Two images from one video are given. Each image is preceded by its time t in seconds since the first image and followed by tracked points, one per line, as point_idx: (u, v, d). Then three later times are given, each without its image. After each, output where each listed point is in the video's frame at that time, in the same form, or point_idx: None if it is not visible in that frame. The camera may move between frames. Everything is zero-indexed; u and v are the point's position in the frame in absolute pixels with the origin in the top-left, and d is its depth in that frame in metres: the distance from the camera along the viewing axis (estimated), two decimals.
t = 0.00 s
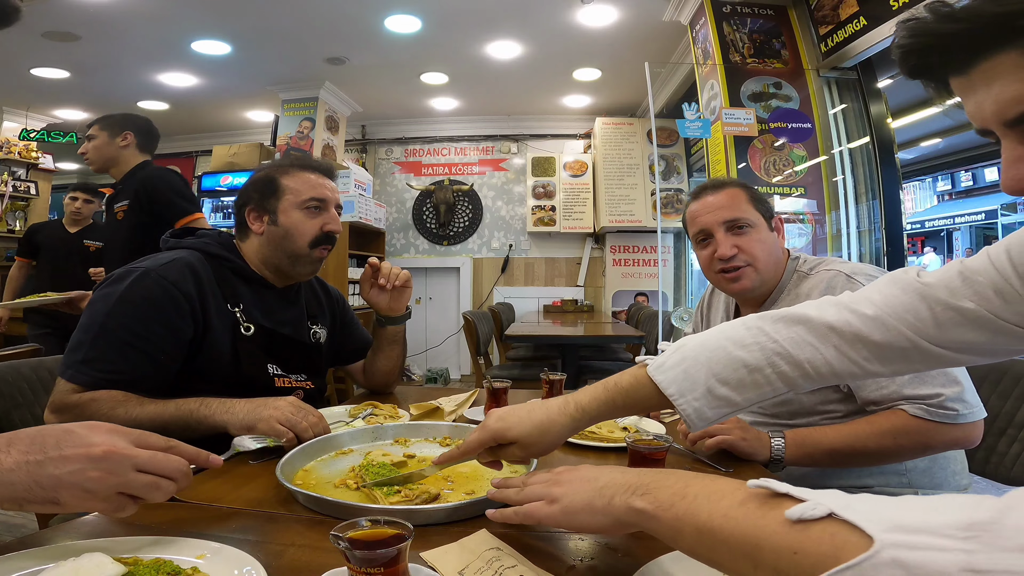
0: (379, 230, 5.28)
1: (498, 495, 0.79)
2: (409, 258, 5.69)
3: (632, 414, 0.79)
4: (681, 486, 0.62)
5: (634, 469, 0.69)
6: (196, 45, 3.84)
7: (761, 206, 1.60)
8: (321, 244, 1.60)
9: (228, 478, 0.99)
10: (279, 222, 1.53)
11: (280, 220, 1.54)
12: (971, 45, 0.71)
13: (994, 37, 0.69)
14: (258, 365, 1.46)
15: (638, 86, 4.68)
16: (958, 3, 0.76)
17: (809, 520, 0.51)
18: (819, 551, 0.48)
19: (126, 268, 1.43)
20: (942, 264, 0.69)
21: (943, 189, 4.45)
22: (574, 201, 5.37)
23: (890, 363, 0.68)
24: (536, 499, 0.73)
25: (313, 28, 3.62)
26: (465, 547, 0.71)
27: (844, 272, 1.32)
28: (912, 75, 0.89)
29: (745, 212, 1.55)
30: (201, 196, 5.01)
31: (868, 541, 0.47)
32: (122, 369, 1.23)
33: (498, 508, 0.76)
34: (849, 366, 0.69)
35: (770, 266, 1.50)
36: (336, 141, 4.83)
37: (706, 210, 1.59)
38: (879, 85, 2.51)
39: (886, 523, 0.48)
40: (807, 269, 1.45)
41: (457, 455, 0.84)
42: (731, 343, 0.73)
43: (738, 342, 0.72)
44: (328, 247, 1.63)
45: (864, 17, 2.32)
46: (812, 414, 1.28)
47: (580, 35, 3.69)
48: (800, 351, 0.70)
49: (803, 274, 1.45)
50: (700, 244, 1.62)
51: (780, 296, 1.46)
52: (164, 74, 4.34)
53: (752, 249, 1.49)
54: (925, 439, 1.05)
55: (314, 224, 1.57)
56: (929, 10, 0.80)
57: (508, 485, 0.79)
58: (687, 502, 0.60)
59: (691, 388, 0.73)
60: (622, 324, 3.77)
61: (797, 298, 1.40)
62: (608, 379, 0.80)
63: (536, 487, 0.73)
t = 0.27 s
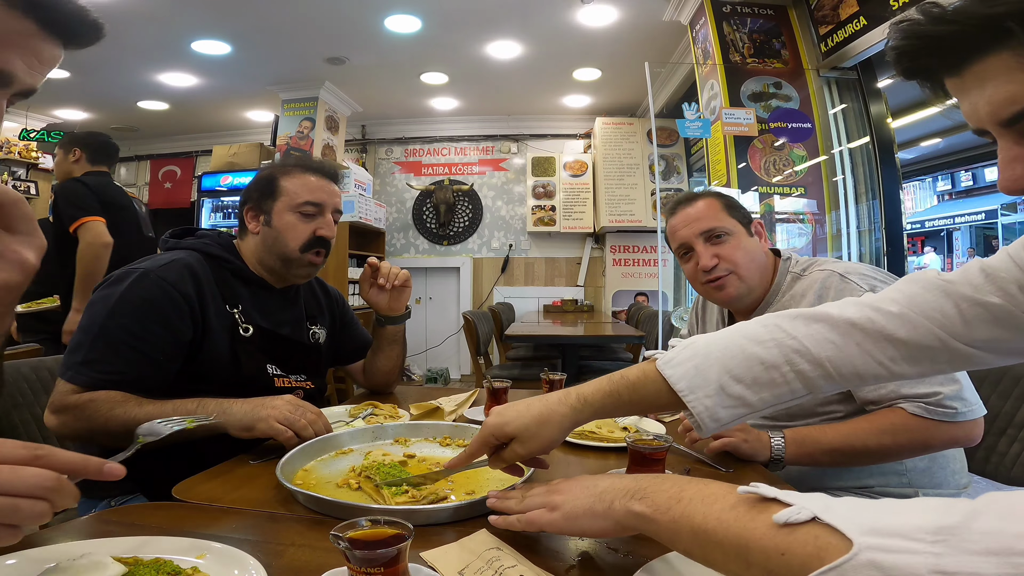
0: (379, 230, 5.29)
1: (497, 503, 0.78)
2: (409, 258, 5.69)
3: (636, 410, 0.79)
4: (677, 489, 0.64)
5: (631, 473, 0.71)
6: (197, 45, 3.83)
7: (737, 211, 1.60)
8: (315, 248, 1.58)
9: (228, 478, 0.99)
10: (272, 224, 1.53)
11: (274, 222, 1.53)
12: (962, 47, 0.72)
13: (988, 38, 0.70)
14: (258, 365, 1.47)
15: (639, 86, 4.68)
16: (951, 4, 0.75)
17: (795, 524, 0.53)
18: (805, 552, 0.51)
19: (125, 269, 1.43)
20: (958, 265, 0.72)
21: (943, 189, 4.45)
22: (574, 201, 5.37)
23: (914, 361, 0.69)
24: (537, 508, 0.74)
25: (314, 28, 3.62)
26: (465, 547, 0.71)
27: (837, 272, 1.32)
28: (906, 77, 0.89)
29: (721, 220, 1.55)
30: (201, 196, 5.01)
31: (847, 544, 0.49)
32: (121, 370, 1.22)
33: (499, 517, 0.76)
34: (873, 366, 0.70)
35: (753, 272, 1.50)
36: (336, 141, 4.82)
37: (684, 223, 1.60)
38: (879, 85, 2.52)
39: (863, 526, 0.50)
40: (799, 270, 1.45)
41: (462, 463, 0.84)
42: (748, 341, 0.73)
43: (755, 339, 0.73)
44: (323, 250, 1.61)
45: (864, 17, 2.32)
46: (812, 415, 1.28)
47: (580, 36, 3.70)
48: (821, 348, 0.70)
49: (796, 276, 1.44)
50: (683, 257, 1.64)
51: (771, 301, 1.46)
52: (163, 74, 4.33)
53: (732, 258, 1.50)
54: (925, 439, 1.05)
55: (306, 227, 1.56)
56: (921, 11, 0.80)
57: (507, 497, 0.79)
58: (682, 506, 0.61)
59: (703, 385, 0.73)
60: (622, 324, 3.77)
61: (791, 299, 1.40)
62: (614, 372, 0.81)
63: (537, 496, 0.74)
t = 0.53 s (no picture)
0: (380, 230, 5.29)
1: (500, 506, 0.78)
2: (409, 258, 5.69)
3: (672, 445, 0.76)
4: (689, 499, 0.64)
5: (640, 484, 0.71)
6: (197, 45, 3.84)
7: (718, 214, 1.59)
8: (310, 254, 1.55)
9: (228, 478, 0.99)
10: (270, 226, 1.52)
11: (272, 224, 1.52)
12: (1008, 32, 0.72)
13: None
14: (257, 365, 1.47)
15: (639, 86, 4.68)
16: None
17: (817, 527, 0.54)
18: (831, 555, 0.51)
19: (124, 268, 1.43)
20: None
21: (943, 189, 4.46)
22: (574, 201, 5.37)
23: (995, 379, 0.65)
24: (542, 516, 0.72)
25: (314, 28, 3.62)
26: (466, 547, 0.71)
27: (825, 267, 1.32)
28: (953, 66, 0.88)
29: (701, 224, 1.55)
30: (201, 196, 5.01)
31: (874, 546, 0.50)
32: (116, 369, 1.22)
33: (503, 524, 0.74)
34: (949, 385, 0.65)
35: (735, 276, 1.50)
36: (336, 141, 4.82)
37: (666, 228, 1.60)
38: (879, 85, 2.51)
39: (887, 527, 0.51)
40: (786, 268, 1.45)
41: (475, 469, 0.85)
42: (801, 366, 0.72)
43: (806, 362, 0.72)
44: (320, 257, 1.59)
45: (864, 17, 2.32)
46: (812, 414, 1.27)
47: (580, 36, 3.70)
48: (884, 368, 0.67)
49: (784, 273, 1.44)
50: (665, 262, 1.64)
51: (757, 302, 1.45)
52: (164, 74, 4.34)
53: (714, 261, 1.50)
54: (925, 434, 1.05)
55: (302, 232, 1.53)
56: None
57: (511, 506, 0.77)
58: (697, 513, 0.62)
59: (752, 413, 0.71)
60: (622, 324, 3.77)
61: (781, 298, 1.39)
62: (651, 406, 0.80)
63: (542, 506, 0.72)
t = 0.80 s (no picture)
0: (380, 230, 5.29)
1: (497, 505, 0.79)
2: (409, 258, 5.69)
3: (699, 465, 0.77)
4: (694, 500, 0.63)
5: (641, 485, 0.70)
6: (197, 45, 3.84)
7: (710, 215, 1.57)
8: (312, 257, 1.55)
9: (227, 478, 0.99)
10: (270, 229, 1.51)
11: (272, 227, 1.51)
12: None
13: None
14: (257, 365, 1.47)
15: (639, 86, 4.69)
16: None
17: (838, 524, 0.53)
18: (846, 552, 0.51)
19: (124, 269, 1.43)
20: None
21: (943, 189, 4.46)
22: (574, 201, 5.37)
23: None
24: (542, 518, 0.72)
25: (314, 28, 3.62)
26: (465, 547, 0.71)
27: (818, 264, 1.32)
28: None
29: (692, 225, 1.53)
30: (201, 196, 5.02)
31: (899, 543, 0.49)
32: (114, 368, 1.22)
33: (500, 524, 0.75)
34: (989, 402, 0.60)
35: (728, 277, 1.50)
36: (336, 141, 4.81)
37: (656, 230, 1.58)
38: (879, 85, 2.51)
39: (914, 524, 0.50)
40: (779, 267, 1.45)
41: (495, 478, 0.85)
42: (832, 387, 0.70)
43: (839, 383, 0.69)
44: (320, 261, 1.58)
45: (864, 17, 2.32)
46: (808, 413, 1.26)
47: (580, 35, 3.70)
48: (921, 387, 0.64)
49: (777, 272, 1.45)
50: (656, 263, 1.62)
51: (750, 301, 1.46)
52: (164, 74, 4.34)
53: (706, 263, 1.50)
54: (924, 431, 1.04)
55: (303, 236, 1.52)
56: None
57: (508, 506, 0.77)
58: (703, 514, 0.61)
59: (783, 432, 0.70)
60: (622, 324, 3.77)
61: (774, 297, 1.40)
62: (676, 428, 0.82)
63: (541, 507, 0.72)
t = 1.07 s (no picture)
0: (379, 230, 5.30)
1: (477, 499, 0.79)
2: (409, 258, 5.69)
3: (699, 466, 0.76)
4: (677, 496, 0.63)
5: (625, 483, 0.69)
6: (197, 45, 3.84)
7: (711, 216, 1.57)
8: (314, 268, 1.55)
9: (226, 478, 0.99)
10: (276, 236, 1.50)
11: (278, 235, 1.49)
12: None
13: None
14: (257, 365, 1.47)
15: (639, 86, 4.69)
16: None
17: (841, 509, 0.53)
18: (827, 542, 0.51)
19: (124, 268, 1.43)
20: None
21: (943, 189, 4.47)
22: (574, 201, 5.37)
23: None
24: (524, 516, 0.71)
25: (314, 28, 3.62)
26: (464, 548, 0.71)
27: (819, 265, 1.32)
28: None
29: (694, 226, 1.53)
30: (201, 196, 5.02)
31: (902, 526, 0.49)
32: (116, 368, 1.22)
33: (480, 522, 0.74)
34: (999, 402, 0.59)
35: (730, 277, 1.51)
36: (336, 141, 4.81)
37: (659, 230, 1.57)
38: (879, 85, 2.52)
39: (917, 506, 0.49)
40: (780, 267, 1.45)
41: (492, 478, 0.87)
42: (839, 387, 0.68)
43: (847, 383, 0.68)
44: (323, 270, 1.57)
45: (864, 17, 2.32)
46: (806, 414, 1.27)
47: (579, 35, 3.70)
48: (931, 387, 0.62)
49: (778, 272, 1.44)
50: (657, 263, 1.62)
51: (752, 301, 1.46)
52: (164, 74, 4.34)
53: (708, 264, 1.50)
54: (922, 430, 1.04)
55: (308, 246, 1.51)
56: None
57: (488, 501, 0.78)
58: (685, 511, 0.60)
59: (791, 433, 0.69)
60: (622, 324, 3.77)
61: (776, 298, 1.40)
62: (677, 429, 0.82)
63: (524, 504, 0.72)
